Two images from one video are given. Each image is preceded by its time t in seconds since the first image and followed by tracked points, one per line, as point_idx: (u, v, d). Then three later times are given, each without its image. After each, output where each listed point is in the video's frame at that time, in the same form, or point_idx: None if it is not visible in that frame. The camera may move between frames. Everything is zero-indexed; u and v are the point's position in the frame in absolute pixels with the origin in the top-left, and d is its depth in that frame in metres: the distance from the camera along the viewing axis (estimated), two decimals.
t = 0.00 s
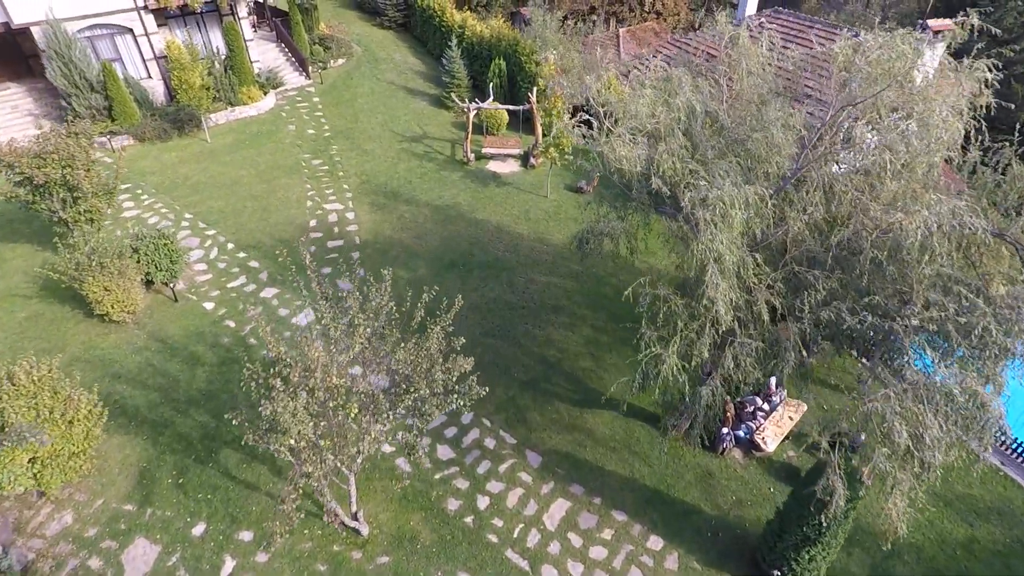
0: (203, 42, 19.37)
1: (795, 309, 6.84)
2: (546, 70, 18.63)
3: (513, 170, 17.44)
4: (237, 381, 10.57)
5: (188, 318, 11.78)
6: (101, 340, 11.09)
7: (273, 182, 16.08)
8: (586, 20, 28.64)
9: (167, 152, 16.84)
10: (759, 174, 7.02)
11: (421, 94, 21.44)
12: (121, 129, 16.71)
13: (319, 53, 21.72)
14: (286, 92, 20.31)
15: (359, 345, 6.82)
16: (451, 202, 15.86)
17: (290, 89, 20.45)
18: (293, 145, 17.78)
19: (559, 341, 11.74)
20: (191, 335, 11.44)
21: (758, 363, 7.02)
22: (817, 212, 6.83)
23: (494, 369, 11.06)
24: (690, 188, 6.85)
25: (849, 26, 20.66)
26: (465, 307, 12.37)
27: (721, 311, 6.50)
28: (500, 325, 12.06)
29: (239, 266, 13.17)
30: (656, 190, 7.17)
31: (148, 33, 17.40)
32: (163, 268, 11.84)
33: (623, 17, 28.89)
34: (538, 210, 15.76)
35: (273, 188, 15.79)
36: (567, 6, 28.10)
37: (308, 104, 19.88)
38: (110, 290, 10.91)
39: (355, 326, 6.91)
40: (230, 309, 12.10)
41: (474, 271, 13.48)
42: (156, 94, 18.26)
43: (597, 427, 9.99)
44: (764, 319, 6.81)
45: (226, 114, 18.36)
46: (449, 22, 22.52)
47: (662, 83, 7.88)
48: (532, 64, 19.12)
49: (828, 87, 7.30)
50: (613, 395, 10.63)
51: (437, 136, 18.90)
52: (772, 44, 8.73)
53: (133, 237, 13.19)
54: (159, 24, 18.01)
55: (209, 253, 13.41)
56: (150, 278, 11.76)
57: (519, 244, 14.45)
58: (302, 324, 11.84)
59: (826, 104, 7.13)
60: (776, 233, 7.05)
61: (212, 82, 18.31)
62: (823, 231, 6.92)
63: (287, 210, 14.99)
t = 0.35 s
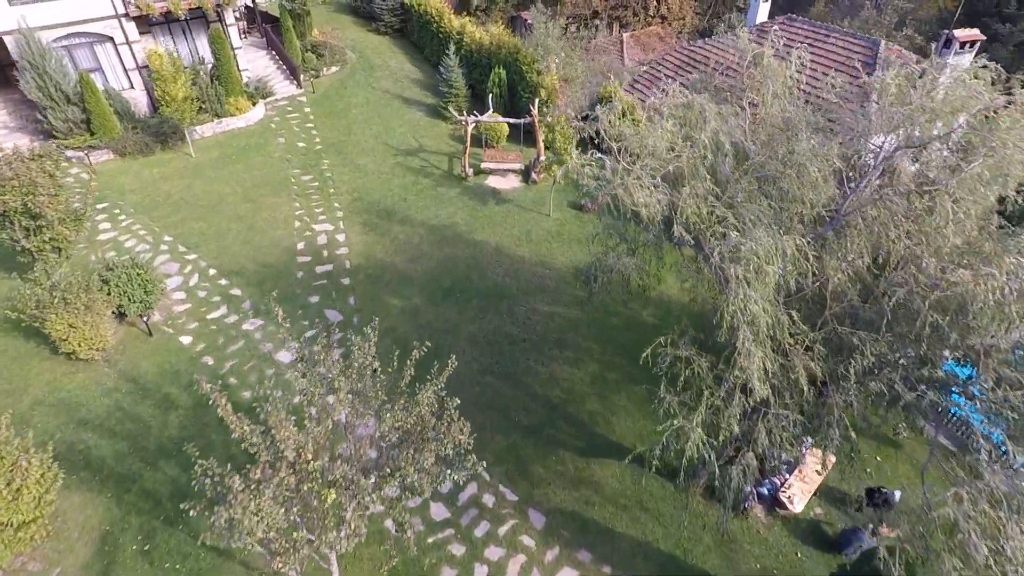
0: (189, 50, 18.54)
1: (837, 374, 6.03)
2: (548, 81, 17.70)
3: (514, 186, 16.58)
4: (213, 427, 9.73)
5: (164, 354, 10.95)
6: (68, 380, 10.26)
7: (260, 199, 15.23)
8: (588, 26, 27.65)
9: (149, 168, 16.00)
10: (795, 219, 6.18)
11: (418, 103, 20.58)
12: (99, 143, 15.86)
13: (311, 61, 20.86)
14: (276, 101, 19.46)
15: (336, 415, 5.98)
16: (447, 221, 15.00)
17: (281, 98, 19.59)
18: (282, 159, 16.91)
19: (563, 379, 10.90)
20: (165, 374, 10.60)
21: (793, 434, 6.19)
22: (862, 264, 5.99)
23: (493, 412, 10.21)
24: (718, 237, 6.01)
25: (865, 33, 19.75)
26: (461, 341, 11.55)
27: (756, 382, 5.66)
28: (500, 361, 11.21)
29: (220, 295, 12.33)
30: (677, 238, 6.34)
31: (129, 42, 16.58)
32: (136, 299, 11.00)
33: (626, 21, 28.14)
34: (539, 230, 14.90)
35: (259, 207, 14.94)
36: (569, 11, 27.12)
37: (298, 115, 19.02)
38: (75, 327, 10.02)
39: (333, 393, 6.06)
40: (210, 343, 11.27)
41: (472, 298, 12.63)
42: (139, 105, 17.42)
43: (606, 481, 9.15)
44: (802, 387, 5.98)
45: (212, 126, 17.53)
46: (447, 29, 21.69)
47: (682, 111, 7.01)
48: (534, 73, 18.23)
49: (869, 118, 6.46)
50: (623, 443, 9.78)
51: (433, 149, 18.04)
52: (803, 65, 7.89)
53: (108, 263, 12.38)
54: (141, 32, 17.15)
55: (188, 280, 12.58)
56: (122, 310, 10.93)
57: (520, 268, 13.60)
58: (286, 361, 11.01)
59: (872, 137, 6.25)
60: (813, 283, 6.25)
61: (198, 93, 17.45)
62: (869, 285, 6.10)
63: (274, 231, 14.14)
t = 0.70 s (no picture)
0: (171, 60, 17.56)
1: (907, 480, 5.24)
2: (551, 93, 16.65)
3: (515, 207, 15.54)
4: (181, 492, 8.76)
5: (131, 404, 9.97)
6: (22, 436, 9.33)
7: (243, 223, 14.22)
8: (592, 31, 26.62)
9: (126, 188, 15.00)
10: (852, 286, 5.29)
11: (414, 115, 19.56)
12: (71, 163, 14.83)
13: (301, 70, 19.86)
14: (264, 114, 18.45)
15: (304, 527, 5.02)
16: (444, 247, 14.00)
17: (269, 111, 18.58)
18: (268, 177, 15.91)
19: (570, 432, 9.89)
20: (131, 428, 9.61)
21: (850, 546, 5.22)
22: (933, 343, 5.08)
23: (492, 472, 9.23)
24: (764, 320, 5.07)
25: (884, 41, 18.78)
26: (458, 386, 10.57)
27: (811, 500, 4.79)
28: (500, 410, 10.23)
29: (196, 333, 11.33)
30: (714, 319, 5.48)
31: (105, 53, 15.63)
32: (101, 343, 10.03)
33: (631, 26, 27.11)
34: (542, 257, 13.89)
35: (242, 231, 13.94)
36: (572, 15, 26.05)
37: (287, 129, 18.02)
38: (28, 379, 9.07)
39: (301, 498, 5.10)
40: (182, 391, 10.26)
41: (469, 336, 11.63)
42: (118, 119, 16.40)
43: (619, 557, 8.18)
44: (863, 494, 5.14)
45: (194, 142, 16.53)
46: (445, 36, 20.66)
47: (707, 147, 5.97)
48: (535, 85, 17.16)
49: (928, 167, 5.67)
50: (637, 509, 8.80)
51: (429, 165, 17.01)
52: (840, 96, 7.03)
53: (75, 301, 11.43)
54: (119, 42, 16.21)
55: (162, 316, 11.58)
56: (86, 355, 9.97)
57: (522, 301, 12.60)
58: (264, 411, 10.02)
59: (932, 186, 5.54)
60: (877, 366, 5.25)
61: (180, 106, 16.33)
62: (940, 367, 5.21)
63: (257, 260, 13.16)
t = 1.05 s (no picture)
0: (148, 73, 16.43)
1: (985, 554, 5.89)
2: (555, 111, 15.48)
3: (516, 235, 14.39)
4: None
5: (81, 475, 8.81)
6: None
7: (220, 254, 13.07)
8: (597, 38, 25.43)
9: (95, 215, 13.84)
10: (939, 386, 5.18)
11: (408, 131, 18.41)
12: (35, 187, 13.63)
13: (289, 82, 18.70)
14: (247, 131, 17.27)
15: None
16: (439, 282, 12.87)
17: (253, 127, 17.41)
18: (250, 202, 14.76)
19: (579, 506, 8.77)
20: (80, 505, 8.46)
21: None
22: None
23: (491, 559, 8.09)
24: (840, 460, 5.35)
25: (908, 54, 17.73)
26: (452, 449, 9.44)
27: None
28: (500, 478, 9.09)
29: (161, 387, 10.18)
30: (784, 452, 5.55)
31: (74, 68, 14.52)
32: (49, 405, 9.03)
33: (637, 32, 26.01)
34: (545, 293, 12.77)
35: (218, 265, 12.80)
36: (576, 23, 24.93)
37: (273, 147, 16.87)
38: None
39: None
40: (142, 458, 9.11)
41: (466, 388, 10.51)
42: (88, 138, 15.16)
43: None
44: None
45: (171, 162, 15.37)
46: (442, 45, 19.50)
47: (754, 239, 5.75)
48: (539, 101, 15.97)
49: (1015, 243, 5.21)
50: None
51: (423, 188, 15.88)
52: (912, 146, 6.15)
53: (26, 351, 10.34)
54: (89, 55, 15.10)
55: (123, 367, 10.43)
56: (31, 419, 8.94)
57: (524, 345, 11.46)
58: (233, 483, 8.88)
59: (1020, 263, 5.00)
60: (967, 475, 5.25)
61: (156, 126, 15.20)
62: None
63: (233, 297, 12.02)
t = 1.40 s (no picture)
0: (119, 90, 15.21)
1: None
2: (560, 134, 14.20)
3: (517, 270, 13.16)
4: None
5: None
6: None
7: (190, 296, 11.81)
8: (602, 47, 24.03)
9: (53, 251, 12.58)
10: None
11: (401, 150, 17.14)
12: None
13: (273, 97, 17.43)
14: (227, 152, 16.01)
15: None
16: (431, 327, 11.60)
17: (233, 148, 16.15)
18: (226, 233, 13.52)
19: None
20: None
21: None
22: None
23: None
24: None
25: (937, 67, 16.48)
26: (443, 541, 8.17)
27: None
28: None
29: (112, 462, 8.92)
30: None
31: (32, 88, 13.30)
32: None
33: (643, 40, 24.26)
34: (549, 339, 11.51)
35: (186, 309, 11.52)
36: (578, 32, 23.43)
37: (254, 169, 15.61)
38: None
39: None
40: (83, 555, 7.86)
41: (461, 460, 9.25)
42: (51, 163, 13.93)
43: None
44: None
45: (141, 189, 14.11)
46: (437, 58, 18.25)
47: (847, 400, 4.83)
48: (542, 122, 14.66)
49: None
50: None
51: (415, 215, 14.65)
52: None
53: None
54: (51, 73, 13.95)
55: (71, 437, 9.17)
56: None
57: (526, 405, 10.19)
58: None
59: None
60: None
61: (124, 152, 13.90)
62: None
63: (201, 348, 10.75)
